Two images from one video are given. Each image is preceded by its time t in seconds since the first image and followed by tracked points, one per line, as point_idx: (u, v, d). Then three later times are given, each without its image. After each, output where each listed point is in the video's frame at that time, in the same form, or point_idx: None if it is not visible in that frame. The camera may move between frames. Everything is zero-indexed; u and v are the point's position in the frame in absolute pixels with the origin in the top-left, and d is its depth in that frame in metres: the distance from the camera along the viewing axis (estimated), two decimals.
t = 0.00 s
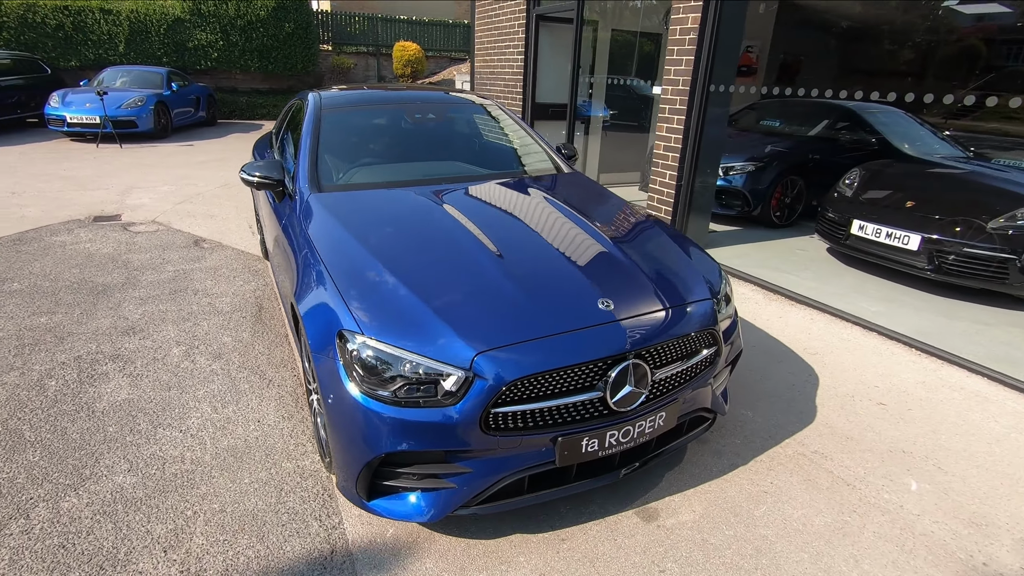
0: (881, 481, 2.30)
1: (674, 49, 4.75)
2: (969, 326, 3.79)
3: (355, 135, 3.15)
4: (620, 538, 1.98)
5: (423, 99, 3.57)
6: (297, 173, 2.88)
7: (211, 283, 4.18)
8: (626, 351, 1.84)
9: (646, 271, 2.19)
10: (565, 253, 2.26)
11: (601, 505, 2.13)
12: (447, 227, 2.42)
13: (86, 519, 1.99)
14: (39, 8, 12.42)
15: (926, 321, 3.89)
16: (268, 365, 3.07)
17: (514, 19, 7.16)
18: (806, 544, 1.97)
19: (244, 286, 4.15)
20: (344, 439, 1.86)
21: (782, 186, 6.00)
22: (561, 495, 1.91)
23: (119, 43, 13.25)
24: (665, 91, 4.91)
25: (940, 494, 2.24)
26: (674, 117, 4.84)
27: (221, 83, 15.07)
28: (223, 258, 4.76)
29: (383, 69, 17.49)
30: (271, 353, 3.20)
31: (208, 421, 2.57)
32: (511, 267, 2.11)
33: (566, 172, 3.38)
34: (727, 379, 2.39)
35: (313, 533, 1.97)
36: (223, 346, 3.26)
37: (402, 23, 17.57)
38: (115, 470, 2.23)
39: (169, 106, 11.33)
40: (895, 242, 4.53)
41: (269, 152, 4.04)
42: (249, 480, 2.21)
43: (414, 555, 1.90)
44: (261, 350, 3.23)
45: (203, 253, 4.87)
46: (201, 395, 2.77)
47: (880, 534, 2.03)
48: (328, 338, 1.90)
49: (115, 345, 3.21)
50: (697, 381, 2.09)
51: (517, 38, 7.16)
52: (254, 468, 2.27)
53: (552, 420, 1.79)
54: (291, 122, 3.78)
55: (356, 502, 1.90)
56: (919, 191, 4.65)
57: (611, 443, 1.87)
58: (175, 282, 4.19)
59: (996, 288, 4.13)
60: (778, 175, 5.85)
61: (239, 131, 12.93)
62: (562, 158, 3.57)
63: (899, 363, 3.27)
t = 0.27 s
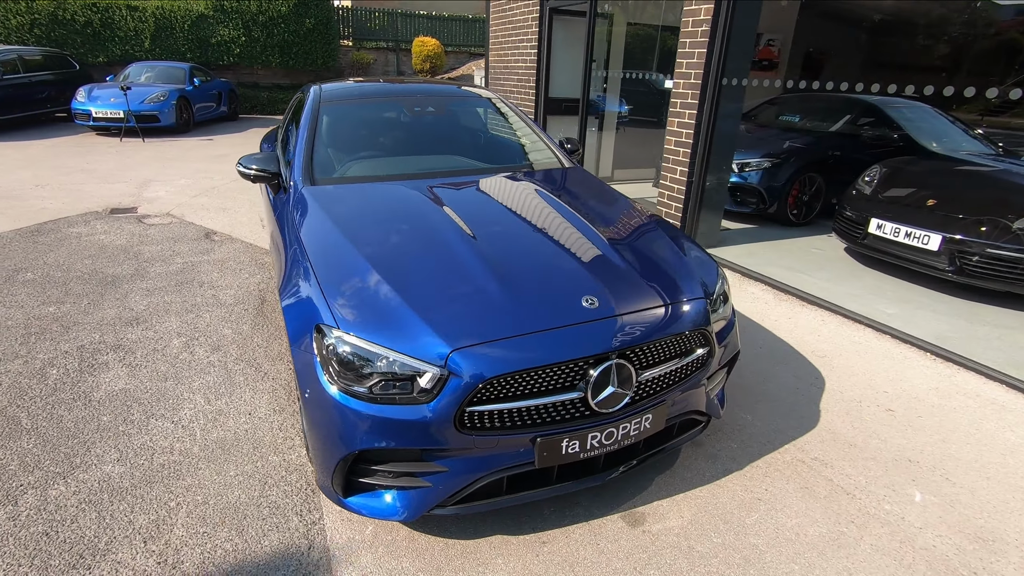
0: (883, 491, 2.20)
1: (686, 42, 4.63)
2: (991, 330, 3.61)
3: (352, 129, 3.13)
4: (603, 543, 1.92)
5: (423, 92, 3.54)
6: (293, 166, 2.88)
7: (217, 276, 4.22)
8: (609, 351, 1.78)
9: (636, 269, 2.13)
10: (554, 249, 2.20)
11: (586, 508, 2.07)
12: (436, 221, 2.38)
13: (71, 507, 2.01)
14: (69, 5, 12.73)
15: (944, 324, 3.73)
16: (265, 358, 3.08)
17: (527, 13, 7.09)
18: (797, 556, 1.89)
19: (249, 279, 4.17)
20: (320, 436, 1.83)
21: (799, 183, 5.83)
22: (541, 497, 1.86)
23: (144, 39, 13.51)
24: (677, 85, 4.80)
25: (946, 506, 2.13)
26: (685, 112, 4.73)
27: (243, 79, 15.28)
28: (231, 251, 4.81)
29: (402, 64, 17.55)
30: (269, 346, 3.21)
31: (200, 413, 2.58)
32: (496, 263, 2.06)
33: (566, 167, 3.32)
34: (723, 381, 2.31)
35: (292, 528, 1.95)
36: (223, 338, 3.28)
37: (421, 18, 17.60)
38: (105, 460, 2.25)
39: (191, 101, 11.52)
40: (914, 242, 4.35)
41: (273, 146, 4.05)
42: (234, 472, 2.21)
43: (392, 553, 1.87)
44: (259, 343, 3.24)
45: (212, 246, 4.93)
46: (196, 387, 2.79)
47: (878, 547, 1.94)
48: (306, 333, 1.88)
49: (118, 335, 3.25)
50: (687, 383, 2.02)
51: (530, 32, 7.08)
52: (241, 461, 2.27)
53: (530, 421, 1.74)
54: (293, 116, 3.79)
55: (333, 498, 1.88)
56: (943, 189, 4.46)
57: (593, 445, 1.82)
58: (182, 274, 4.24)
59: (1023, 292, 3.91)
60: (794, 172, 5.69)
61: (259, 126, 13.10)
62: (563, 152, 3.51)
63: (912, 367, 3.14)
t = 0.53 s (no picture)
0: (877, 504, 2.11)
1: (697, 38, 4.54)
2: (1010, 339, 3.45)
3: (348, 126, 3.14)
4: (578, 548, 1.88)
5: (422, 89, 3.53)
6: (287, 162, 2.89)
7: (224, 270, 4.28)
8: (583, 353, 1.74)
9: (619, 268, 2.07)
10: (537, 247, 2.16)
11: (564, 511, 2.04)
12: (420, 216, 2.36)
13: (57, 494, 2.05)
14: (101, 5, 13.11)
15: (959, 332, 3.58)
16: (261, 352, 3.10)
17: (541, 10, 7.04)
18: (779, 569, 1.82)
19: (253, 274, 4.22)
20: (291, 431, 1.82)
21: (816, 184, 5.67)
22: (514, 499, 1.83)
23: (172, 38, 13.83)
24: (687, 82, 4.70)
25: (942, 522, 2.04)
26: (696, 109, 4.63)
27: (267, 77, 15.53)
28: (240, 245, 4.87)
29: (424, 63, 17.65)
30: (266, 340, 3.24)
31: (191, 405, 2.62)
32: (474, 259, 2.03)
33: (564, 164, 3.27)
34: (713, 385, 2.25)
35: (267, 522, 1.96)
36: (221, 331, 3.32)
37: (443, 17, 17.68)
38: (94, 448, 2.29)
39: (215, 98, 11.75)
40: (932, 246, 4.19)
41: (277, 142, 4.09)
42: (218, 464, 2.23)
43: (363, 551, 1.86)
44: (257, 337, 3.27)
45: (222, 240, 5.00)
46: (190, 379, 2.83)
47: (865, 562, 1.86)
48: (280, 327, 1.88)
49: (121, 326, 3.32)
50: (670, 387, 1.97)
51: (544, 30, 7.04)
52: (225, 454, 2.29)
53: (500, 421, 1.71)
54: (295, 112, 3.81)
55: (305, 495, 1.87)
56: (965, 192, 4.28)
57: (567, 447, 1.78)
58: (190, 268, 4.31)
59: None
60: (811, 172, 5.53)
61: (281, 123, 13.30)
62: (563, 150, 3.46)
63: (920, 376, 3.01)
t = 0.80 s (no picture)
0: (875, 528, 2.02)
1: (718, 39, 4.43)
2: None
3: (354, 124, 3.16)
4: (555, 556, 1.85)
5: (431, 87, 3.53)
6: (291, 158, 2.93)
7: (238, 262, 4.36)
8: (563, 358, 1.71)
9: (609, 272, 2.03)
10: (527, 248, 2.13)
11: (546, 518, 2.00)
12: (414, 214, 2.35)
13: (53, 476, 2.11)
14: (142, 2, 13.54)
15: (984, 349, 3.41)
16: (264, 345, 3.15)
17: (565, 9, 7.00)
18: None
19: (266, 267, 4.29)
20: (271, 425, 1.83)
21: (841, 191, 5.49)
22: (491, 503, 1.81)
23: (209, 34, 14.19)
24: (707, 84, 4.60)
25: (944, 549, 1.94)
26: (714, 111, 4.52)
27: (299, 73, 15.82)
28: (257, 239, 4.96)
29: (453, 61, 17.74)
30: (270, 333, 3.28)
31: (191, 395, 2.67)
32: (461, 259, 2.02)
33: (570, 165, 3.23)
34: (707, 396, 2.19)
35: (250, 514, 1.98)
36: (228, 323, 3.38)
37: (473, 15, 17.75)
38: (93, 433, 2.36)
39: (246, 94, 12.02)
40: (959, 258, 4.01)
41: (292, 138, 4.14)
42: (209, 454, 2.27)
43: (340, 548, 1.87)
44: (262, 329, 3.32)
45: (240, 233, 5.10)
46: (193, 369, 2.88)
47: None
48: (264, 320, 1.89)
49: (133, 315, 3.41)
50: (657, 397, 1.92)
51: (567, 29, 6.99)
52: (218, 444, 2.33)
53: (476, 425, 1.69)
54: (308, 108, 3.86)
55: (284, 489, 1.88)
56: (999, 201, 4.08)
57: (545, 454, 1.75)
58: (206, 259, 4.40)
59: None
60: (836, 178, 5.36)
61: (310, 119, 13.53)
62: (570, 150, 3.42)
63: (936, 395, 2.88)
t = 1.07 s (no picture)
0: (880, 552, 1.91)
1: (740, 37, 4.30)
2: None
3: (362, 120, 3.16)
4: (538, 566, 1.80)
5: (441, 85, 3.51)
6: (297, 153, 2.94)
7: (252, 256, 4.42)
8: (549, 363, 1.66)
9: (604, 275, 1.98)
10: (522, 249, 2.09)
11: (533, 525, 1.96)
12: (411, 212, 2.33)
13: (52, 462, 2.15)
14: (179, 0, 13.89)
15: (1014, 366, 3.23)
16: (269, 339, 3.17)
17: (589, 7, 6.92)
18: None
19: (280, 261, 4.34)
20: (256, 420, 1.83)
21: (869, 197, 5.30)
22: (474, 509, 1.77)
23: (242, 32, 14.49)
24: (728, 83, 4.48)
25: None
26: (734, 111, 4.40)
27: (328, 71, 16.04)
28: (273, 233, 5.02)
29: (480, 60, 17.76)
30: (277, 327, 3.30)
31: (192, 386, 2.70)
32: (452, 259, 1.99)
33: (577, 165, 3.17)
34: (707, 406, 2.11)
35: (237, 508, 1.98)
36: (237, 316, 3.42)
37: (501, 14, 17.74)
38: (95, 421, 2.40)
39: (275, 91, 12.23)
40: (991, 268, 3.81)
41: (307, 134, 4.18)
42: (204, 446, 2.29)
43: (323, 547, 1.85)
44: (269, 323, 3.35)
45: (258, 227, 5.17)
46: (197, 360, 2.92)
47: None
48: (253, 315, 1.89)
49: (146, 305, 3.48)
50: (650, 405, 1.85)
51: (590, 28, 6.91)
52: (213, 436, 2.35)
53: (457, 429, 1.66)
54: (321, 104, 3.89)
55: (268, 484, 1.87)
56: None
57: (528, 460, 1.71)
58: (222, 252, 4.47)
59: None
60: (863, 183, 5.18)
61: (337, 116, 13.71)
62: (580, 150, 3.35)
63: (958, 413, 2.72)
